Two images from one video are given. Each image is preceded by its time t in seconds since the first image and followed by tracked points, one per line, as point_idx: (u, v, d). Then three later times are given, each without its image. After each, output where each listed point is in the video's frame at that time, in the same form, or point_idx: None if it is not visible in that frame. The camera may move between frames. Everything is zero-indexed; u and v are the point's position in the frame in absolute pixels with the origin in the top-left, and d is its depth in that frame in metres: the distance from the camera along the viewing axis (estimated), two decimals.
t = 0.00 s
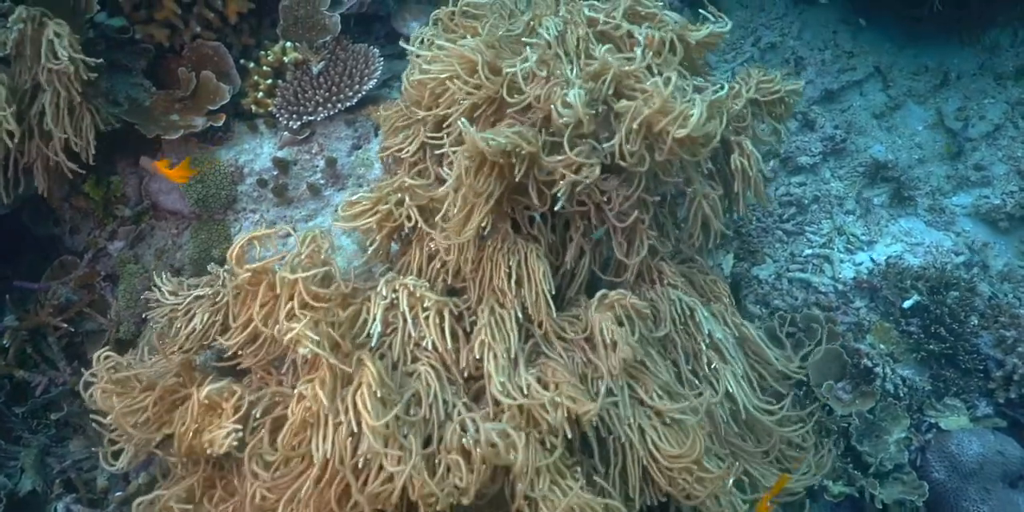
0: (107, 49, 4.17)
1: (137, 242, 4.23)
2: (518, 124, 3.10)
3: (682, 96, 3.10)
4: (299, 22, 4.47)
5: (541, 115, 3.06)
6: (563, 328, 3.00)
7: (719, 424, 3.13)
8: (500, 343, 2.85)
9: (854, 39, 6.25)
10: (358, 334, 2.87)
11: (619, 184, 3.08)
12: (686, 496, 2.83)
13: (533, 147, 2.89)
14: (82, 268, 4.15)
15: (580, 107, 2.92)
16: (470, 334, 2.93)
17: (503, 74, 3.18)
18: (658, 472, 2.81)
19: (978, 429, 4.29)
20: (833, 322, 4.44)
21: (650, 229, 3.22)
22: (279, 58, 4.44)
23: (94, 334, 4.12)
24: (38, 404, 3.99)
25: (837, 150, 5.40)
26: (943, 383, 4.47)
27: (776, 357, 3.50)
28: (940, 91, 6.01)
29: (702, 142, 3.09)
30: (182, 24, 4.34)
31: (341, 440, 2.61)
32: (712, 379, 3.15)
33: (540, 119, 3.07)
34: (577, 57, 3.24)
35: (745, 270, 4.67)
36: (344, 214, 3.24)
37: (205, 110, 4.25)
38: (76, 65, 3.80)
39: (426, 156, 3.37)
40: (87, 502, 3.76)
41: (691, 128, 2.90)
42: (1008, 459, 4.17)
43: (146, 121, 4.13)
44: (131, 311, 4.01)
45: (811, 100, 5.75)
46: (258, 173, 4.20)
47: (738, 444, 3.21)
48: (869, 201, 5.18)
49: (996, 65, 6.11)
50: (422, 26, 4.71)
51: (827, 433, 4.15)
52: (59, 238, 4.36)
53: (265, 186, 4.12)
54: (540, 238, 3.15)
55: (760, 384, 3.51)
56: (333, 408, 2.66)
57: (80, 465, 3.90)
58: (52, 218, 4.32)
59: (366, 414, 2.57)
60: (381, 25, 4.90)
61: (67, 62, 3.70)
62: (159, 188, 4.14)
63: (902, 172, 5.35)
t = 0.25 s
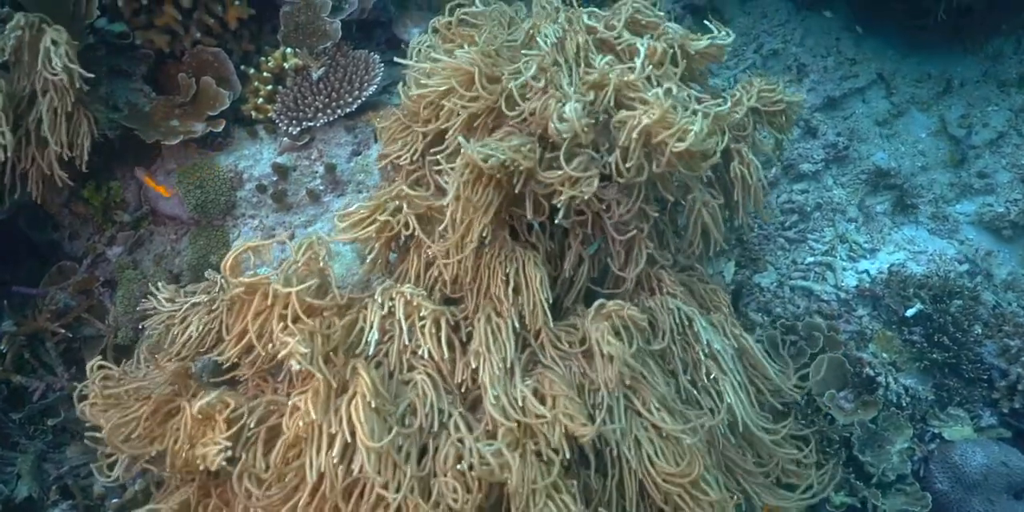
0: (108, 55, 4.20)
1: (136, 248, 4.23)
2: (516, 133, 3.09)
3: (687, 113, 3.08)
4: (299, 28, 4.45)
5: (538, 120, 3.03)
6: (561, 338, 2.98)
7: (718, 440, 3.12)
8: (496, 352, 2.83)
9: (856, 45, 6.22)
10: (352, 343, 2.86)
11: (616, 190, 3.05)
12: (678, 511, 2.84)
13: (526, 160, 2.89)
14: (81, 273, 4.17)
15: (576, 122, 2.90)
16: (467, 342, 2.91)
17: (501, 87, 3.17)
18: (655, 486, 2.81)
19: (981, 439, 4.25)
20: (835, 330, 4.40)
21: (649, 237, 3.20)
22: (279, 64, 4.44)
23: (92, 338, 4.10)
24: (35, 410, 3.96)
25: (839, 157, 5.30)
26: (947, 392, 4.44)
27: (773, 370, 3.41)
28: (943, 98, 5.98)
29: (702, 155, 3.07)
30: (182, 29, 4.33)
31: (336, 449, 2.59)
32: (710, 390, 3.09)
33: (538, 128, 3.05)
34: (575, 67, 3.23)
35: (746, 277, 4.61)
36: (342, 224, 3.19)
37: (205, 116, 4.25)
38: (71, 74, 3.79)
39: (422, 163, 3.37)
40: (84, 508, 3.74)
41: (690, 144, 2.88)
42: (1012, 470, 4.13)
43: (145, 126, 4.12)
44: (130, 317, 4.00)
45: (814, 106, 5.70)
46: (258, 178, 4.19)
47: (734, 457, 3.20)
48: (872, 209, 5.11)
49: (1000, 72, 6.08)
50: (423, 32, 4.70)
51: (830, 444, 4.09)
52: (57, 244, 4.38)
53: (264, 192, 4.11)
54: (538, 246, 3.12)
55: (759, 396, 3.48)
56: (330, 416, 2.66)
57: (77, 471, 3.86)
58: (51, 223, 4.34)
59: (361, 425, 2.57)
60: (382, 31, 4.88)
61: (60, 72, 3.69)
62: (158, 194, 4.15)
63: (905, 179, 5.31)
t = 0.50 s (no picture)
0: (108, 55, 4.19)
1: (134, 248, 4.22)
2: (513, 137, 3.05)
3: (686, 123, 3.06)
4: (300, 29, 4.45)
5: (535, 122, 3.00)
6: (559, 342, 2.95)
7: (717, 449, 3.07)
8: (491, 357, 2.79)
9: (860, 49, 6.17)
10: (349, 345, 2.86)
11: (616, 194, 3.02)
12: None
13: (523, 167, 2.89)
14: (79, 274, 4.17)
15: (569, 133, 2.87)
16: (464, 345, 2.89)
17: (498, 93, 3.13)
18: (651, 498, 2.77)
19: (984, 446, 4.23)
20: (838, 335, 4.36)
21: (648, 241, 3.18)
22: (279, 65, 4.43)
23: (89, 339, 4.09)
24: (32, 411, 3.94)
25: (842, 161, 5.25)
26: (950, 399, 4.40)
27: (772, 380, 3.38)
28: (948, 102, 5.93)
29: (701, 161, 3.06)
30: (182, 30, 4.33)
31: (330, 452, 2.57)
32: (709, 395, 3.06)
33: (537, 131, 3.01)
34: (575, 70, 3.21)
35: (748, 282, 4.52)
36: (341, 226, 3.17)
37: (205, 117, 4.23)
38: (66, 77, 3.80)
39: (422, 165, 3.36)
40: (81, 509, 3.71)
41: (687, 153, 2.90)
42: (1015, 478, 4.10)
43: (145, 126, 4.11)
44: (127, 318, 4.00)
45: (817, 110, 5.65)
46: (257, 180, 4.18)
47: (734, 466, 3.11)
48: (875, 213, 5.07)
49: (1005, 76, 6.03)
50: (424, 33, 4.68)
51: (831, 450, 3.99)
52: (56, 244, 4.38)
53: (263, 193, 4.10)
54: (536, 250, 3.10)
55: (760, 403, 3.43)
56: (324, 420, 2.63)
57: (74, 473, 3.83)
58: (50, 224, 4.34)
59: (355, 432, 2.55)
60: (383, 32, 4.85)
61: (54, 76, 3.70)
62: (157, 194, 4.14)
63: (909, 183, 5.26)
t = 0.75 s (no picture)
0: (102, 53, 4.20)
1: (128, 247, 4.20)
2: (508, 139, 3.00)
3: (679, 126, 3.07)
4: (296, 28, 4.42)
5: (532, 123, 2.95)
6: (553, 345, 2.91)
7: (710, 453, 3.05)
8: (484, 360, 2.76)
9: (860, 50, 6.13)
10: (341, 345, 2.85)
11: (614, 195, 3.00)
12: None
13: (520, 170, 2.87)
14: (73, 273, 4.16)
15: (563, 140, 2.84)
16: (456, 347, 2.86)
17: (492, 95, 3.08)
18: (640, 504, 2.75)
19: (983, 450, 4.19)
20: (836, 338, 4.33)
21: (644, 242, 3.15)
22: (274, 64, 4.40)
23: (82, 339, 4.08)
24: (23, 410, 3.92)
25: (842, 162, 5.20)
26: (949, 402, 4.37)
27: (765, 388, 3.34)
28: (948, 104, 5.89)
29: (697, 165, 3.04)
30: (177, 28, 4.30)
31: (319, 454, 2.54)
32: (703, 399, 3.04)
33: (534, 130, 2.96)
34: (570, 71, 3.18)
35: (746, 283, 4.49)
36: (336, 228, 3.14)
37: (200, 116, 4.21)
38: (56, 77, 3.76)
39: (417, 166, 3.29)
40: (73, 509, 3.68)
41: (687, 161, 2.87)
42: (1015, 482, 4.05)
43: (139, 125, 4.10)
44: (121, 317, 3.99)
45: (816, 111, 5.62)
46: (252, 179, 4.15)
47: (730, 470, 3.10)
48: (874, 215, 5.03)
49: (1006, 78, 6.00)
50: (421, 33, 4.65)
51: (829, 453, 3.98)
52: (50, 243, 4.38)
53: (258, 193, 4.07)
54: (530, 252, 3.07)
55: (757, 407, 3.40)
56: (313, 423, 2.59)
57: (65, 473, 3.79)
58: (44, 223, 4.34)
59: (344, 436, 2.52)
60: (380, 31, 4.81)
61: (43, 77, 3.68)
62: (151, 194, 4.12)
63: (908, 185, 5.22)
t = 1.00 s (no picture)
0: (93, 47, 4.16)
1: (121, 243, 4.17)
2: (501, 135, 2.93)
3: (675, 126, 3.04)
4: (290, 21, 4.38)
5: (527, 118, 2.92)
6: (546, 343, 2.89)
7: (703, 452, 3.03)
8: (475, 357, 2.74)
9: (859, 46, 6.08)
10: (333, 341, 2.82)
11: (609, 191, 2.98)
12: None
13: (513, 170, 2.85)
14: (65, 269, 4.12)
15: (554, 144, 2.81)
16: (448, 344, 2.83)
17: (486, 90, 3.03)
18: (631, 505, 2.73)
19: (980, 448, 4.17)
20: (833, 335, 4.30)
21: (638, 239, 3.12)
22: (268, 58, 4.38)
23: (74, 335, 4.05)
24: (15, 406, 3.90)
25: (840, 158, 5.18)
26: (945, 400, 4.35)
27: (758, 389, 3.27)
28: (947, 100, 5.86)
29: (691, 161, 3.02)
30: (170, 22, 4.27)
31: (308, 451, 2.53)
32: (697, 397, 3.01)
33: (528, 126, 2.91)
34: (564, 66, 3.15)
35: (743, 280, 4.49)
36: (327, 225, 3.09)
37: (192, 110, 4.16)
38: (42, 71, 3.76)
39: (410, 162, 3.23)
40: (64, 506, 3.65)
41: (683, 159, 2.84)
42: (1011, 480, 4.04)
43: (130, 119, 4.07)
44: (113, 313, 3.97)
45: (814, 107, 5.59)
46: (245, 174, 4.12)
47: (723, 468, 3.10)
48: (872, 212, 5.00)
49: (1006, 74, 5.96)
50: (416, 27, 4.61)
51: (825, 451, 3.98)
52: (43, 238, 4.35)
53: (251, 188, 4.04)
54: (523, 249, 3.03)
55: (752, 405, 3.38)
56: (302, 421, 2.58)
57: (57, 470, 3.77)
58: (37, 218, 4.32)
59: (332, 435, 2.51)
60: (375, 25, 4.77)
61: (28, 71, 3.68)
62: (143, 189, 4.09)
63: (907, 181, 5.19)
